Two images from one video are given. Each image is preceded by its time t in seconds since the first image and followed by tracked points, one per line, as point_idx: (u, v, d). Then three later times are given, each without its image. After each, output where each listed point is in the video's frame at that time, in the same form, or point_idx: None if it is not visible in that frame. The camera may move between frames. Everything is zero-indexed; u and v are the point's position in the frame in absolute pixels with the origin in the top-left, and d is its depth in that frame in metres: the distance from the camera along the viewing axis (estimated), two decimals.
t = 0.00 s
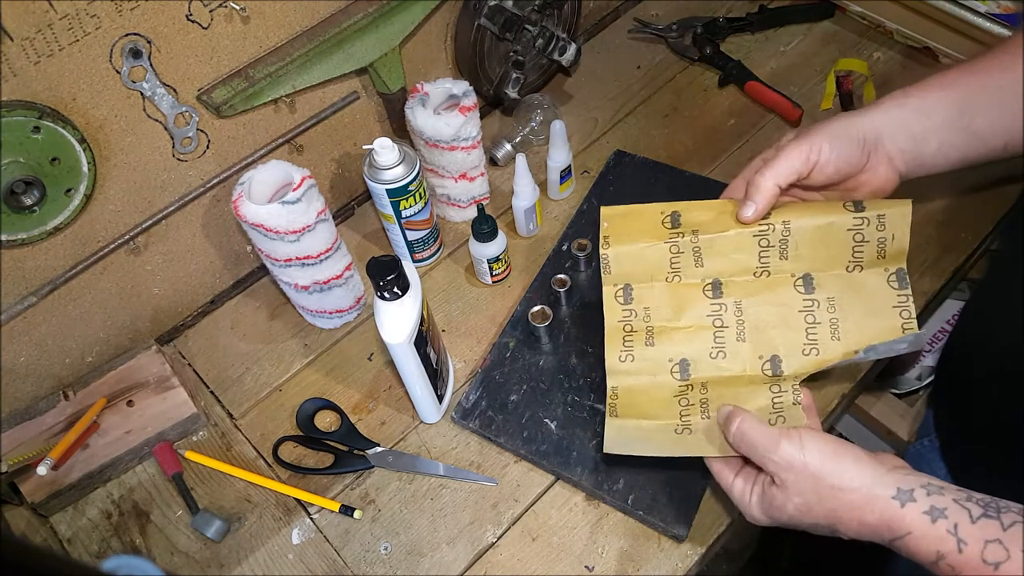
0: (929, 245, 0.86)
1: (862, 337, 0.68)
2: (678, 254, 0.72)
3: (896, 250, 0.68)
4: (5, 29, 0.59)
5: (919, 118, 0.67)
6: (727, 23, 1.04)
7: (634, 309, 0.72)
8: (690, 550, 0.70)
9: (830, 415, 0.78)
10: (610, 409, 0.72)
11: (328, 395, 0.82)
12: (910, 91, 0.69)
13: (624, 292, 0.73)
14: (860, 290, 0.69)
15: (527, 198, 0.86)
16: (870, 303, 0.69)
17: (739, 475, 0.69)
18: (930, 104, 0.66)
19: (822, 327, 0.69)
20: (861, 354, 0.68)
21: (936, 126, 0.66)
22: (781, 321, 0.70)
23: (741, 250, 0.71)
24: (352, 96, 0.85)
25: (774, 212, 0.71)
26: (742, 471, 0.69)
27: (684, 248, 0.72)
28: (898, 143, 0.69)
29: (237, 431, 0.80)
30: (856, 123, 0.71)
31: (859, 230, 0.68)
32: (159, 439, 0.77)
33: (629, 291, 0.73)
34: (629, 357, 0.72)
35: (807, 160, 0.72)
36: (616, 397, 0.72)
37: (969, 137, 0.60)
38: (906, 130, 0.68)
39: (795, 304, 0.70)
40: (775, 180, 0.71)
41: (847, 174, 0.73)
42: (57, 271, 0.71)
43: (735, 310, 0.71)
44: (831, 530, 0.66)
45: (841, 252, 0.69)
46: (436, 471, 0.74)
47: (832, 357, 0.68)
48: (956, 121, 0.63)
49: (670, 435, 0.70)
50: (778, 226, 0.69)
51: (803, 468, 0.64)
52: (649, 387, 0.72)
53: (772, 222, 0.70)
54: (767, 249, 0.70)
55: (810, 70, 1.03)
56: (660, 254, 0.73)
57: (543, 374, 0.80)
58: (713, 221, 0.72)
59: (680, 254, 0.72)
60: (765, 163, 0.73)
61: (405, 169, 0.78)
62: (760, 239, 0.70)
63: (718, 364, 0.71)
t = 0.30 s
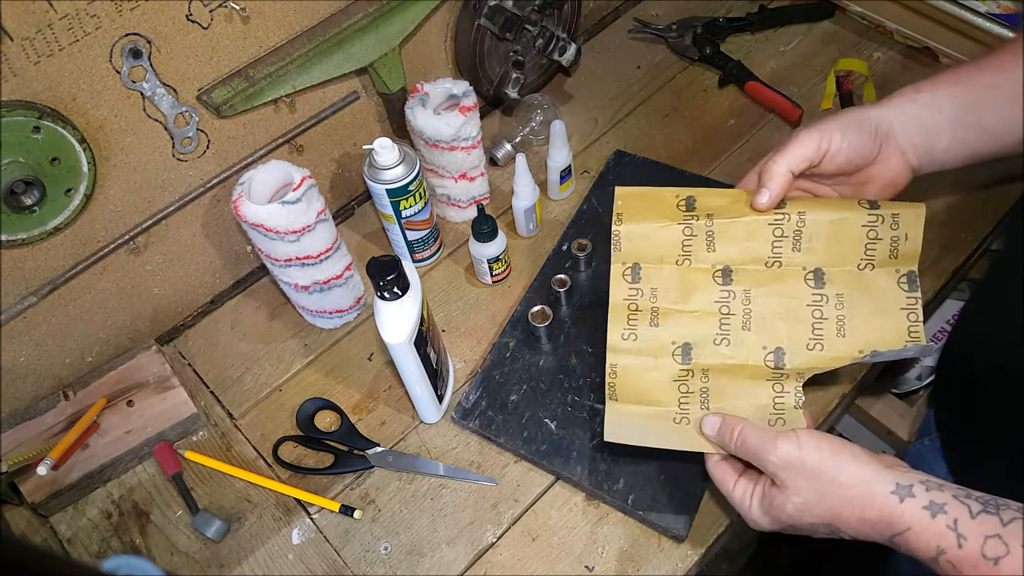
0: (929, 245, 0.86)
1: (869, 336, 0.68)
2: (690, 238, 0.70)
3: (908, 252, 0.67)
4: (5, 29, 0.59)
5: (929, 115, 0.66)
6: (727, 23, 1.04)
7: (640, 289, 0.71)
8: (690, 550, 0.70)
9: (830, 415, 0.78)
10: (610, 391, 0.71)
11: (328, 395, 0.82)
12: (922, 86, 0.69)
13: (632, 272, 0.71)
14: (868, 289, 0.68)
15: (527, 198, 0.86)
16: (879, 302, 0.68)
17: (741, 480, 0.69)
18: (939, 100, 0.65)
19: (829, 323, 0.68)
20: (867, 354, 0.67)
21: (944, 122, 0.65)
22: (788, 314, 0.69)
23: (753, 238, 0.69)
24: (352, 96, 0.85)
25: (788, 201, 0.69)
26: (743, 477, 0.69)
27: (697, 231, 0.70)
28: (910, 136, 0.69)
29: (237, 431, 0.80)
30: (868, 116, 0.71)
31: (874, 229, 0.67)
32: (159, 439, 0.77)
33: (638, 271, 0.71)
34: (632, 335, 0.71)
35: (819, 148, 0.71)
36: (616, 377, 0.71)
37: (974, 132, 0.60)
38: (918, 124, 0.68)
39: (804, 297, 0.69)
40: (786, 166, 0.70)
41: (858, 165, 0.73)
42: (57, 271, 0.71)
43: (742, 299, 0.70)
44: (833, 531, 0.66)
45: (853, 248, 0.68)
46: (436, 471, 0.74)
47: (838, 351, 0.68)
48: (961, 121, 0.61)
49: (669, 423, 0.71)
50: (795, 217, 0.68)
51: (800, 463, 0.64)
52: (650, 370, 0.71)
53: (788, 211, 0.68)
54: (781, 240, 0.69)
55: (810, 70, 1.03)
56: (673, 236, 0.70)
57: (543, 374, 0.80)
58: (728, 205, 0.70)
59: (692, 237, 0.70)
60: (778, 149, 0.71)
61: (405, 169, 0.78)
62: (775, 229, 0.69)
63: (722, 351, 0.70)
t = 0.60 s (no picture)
0: (929, 245, 0.86)
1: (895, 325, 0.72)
2: (718, 239, 0.72)
3: (914, 241, 0.74)
4: (5, 29, 0.59)
5: (942, 110, 0.66)
6: (727, 23, 1.04)
7: (670, 298, 0.72)
8: (690, 550, 0.70)
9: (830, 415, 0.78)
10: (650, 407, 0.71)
11: (328, 395, 0.82)
12: (935, 78, 0.68)
13: (658, 280, 0.72)
14: (882, 281, 0.74)
15: (527, 198, 0.86)
16: (895, 291, 0.73)
17: (740, 477, 0.68)
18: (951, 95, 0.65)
19: (853, 315, 0.72)
20: (895, 342, 0.71)
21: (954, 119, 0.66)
22: (815, 310, 0.73)
23: (779, 238, 0.73)
24: (352, 96, 0.85)
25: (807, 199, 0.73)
26: (742, 473, 0.68)
27: (725, 234, 0.72)
28: (920, 134, 0.70)
29: (237, 431, 0.80)
30: (888, 114, 0.70)
31: (887, 221, 0.73)
32: (159, 439, 0.77)
33: (666, 279, 0.72)
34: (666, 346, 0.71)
35: (841, 150, 0.71)
36: (654, 392, 0.70)
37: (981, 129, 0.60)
38: (931, 122, 0.68)
39: (829, 293, 0.73)
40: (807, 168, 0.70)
41: (874, 163, 0.73)
42: (57, 271, 0.71)
43: (771, 298, 0.73)
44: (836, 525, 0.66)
45: (868, 241, 0.74)
46: (436, 471, 0.74)
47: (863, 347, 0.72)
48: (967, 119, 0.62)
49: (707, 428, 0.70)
50: (817, 215, 0.72)
51: (806, 455, 0.64)
52: (689, 379, 0.71)
53: (810, 211, 0.72)
54: (803, 239, 0.73)
55: (810, 69, 1.03)
56: (702, 239, 0.72)
57: (543, 374, 0.80)
58: (753, 207, 0.73)
59: (720, 240, 0.72)
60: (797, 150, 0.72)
61: (405, 168, 0.78)
62: (800, 228, 0.72)
63: (756, 356, 0.71)
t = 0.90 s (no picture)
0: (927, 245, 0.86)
1: (902, 317, 0.71)
2: (712, 244, 0.75)
3: (918, 245, 0.73)
4: (6, 29, 0.59)
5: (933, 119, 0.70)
6: (726, 24, 1.04)
7: (670, 296, 0.74)
8: (689, 549, 0.70)
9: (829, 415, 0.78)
10: (655, 397, 0.70)
11: (328, 394, 0.82)
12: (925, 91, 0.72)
13: (658, 282, 0.75)
14: (886, 280, 0.73)
15: (527, 198, 0.86)
16: (900, 289, 0.72)
17: (731, 465, 0.68)
18: (944, 105, 0.69)
19: (859, 310, 0.72)
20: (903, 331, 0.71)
21: (948, 125, 0.69)
22: (819, 306, 0.73)
23: (774, 240, 0.75)
24: (353, 97, 0.85)
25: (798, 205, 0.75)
26: (734, 461, 0.68)
27: (718, 238, 0.75)
28: (913, 141, 0.72)
29: (238, 431, 0.80)
30: (874, 121, 0.72)
31: (885, 224, 0.73)
32: (159, 438, 0.77)
33: (664, 281, 0.75)
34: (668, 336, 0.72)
35: (823, 156, 0.73)
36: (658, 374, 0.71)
37: (987, 137, 0.61)
38: (923, 128, 0.71)
39: (830, 291, 0.73)
40: (791, 173, 0.72)
41: (860, 172, 0.75)
42: (58, 271, 0.71)
43: (772, 296, 0.74)
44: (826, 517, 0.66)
45: (867, 243, 0.74)
46: (436, 470, 0.74)
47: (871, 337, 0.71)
48: (969, 125, 0.66)
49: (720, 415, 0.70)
50: (809, 219, 0.74)
51: (794, 454, 0.64)
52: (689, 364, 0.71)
53: (801, 215, 0.74)
54: (798, 241, 0.74)
55: (809, 70, 1.03)
56: (695, 243, 0.75)
57: (543, 374, 0.80)
58: (745, 212, 0.75)
59: (713, 244, 0.75)
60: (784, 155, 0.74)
61: (406, 169, 0.78)
62: (792, 231, 0.74)
63: (762, 347, 0.72)
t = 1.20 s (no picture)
0: (927, 245, 0.86)
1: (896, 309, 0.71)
2: (712, 227, 0.73)
3: (915, 232, 0.73)
4: (6, 29, 0.59)
5: (937, 103, 0.70)
6: (726, 24, 1.04)
7: (666, 283, 0.73)
8: (689, 549, 0.70)
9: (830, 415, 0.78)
10: (649, 387, 0.70)
11: (328, 394, 0.82)
12: (931, 75, 0.71)
13: (656, 266, 0.73)
14: (883, 268, 0.73)
15: (527, 198, 0.86)
16: (897, 279, 0.72)
17: (728, 458, 0.69)
18: (947, 89, 0.69)
19: (854, 301, 0.72)
20: (897, 321, 0.71)
21: (951, 111, 0.69)
22: (814, 295, 0.72)
23: (774, 225, 0.73)
24: (353, 97, 0.85)
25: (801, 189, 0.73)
26: (731, 454, 0.69)
27: (719, 221, 0.73)
28: (916, 125, 0.72)
29: (237, 431, 0.80)
30: (879, 104, 0.72)
31: (885, 211, 0.72)
32: (159, 438, 0.77)
33: (662, 266, 0.73)
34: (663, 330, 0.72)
35: (830, 138, 0.73)
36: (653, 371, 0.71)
37: (987, 126, 0.61)
38: (925, 113, 0.71)
39: (827, 279, 0.73)
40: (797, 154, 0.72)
41: (865, 153, 0.75)
42: (58, 271, 0.71)
43: (768, 285, 0.73)
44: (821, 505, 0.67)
45: (866, 230, 0.73)
46: (436, 470, 0.74)
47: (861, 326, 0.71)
48: (970, 111, 0.65)
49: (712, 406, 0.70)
50: (810, 203, 0.72)
51: (790, 437, 0.64)
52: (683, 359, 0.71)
53: (803, 198, 0.73)
54: (798, 227, 0.73)
55: (809, 70, 1.03)
56: (695, 226, 0.73)
57: (543, 374, 0.80)
58: (746, 194, 0.73)
59: (713, 227, 0.73)
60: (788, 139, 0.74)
61: (406, 169, 0.78)
62: (793, 215, 0.73)
63: (755, 338, 0.71)
